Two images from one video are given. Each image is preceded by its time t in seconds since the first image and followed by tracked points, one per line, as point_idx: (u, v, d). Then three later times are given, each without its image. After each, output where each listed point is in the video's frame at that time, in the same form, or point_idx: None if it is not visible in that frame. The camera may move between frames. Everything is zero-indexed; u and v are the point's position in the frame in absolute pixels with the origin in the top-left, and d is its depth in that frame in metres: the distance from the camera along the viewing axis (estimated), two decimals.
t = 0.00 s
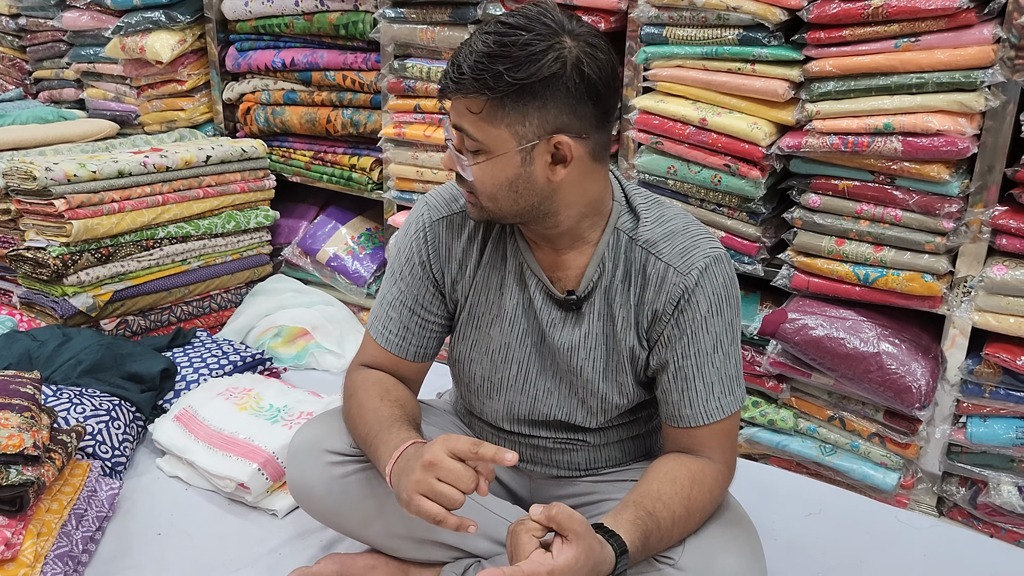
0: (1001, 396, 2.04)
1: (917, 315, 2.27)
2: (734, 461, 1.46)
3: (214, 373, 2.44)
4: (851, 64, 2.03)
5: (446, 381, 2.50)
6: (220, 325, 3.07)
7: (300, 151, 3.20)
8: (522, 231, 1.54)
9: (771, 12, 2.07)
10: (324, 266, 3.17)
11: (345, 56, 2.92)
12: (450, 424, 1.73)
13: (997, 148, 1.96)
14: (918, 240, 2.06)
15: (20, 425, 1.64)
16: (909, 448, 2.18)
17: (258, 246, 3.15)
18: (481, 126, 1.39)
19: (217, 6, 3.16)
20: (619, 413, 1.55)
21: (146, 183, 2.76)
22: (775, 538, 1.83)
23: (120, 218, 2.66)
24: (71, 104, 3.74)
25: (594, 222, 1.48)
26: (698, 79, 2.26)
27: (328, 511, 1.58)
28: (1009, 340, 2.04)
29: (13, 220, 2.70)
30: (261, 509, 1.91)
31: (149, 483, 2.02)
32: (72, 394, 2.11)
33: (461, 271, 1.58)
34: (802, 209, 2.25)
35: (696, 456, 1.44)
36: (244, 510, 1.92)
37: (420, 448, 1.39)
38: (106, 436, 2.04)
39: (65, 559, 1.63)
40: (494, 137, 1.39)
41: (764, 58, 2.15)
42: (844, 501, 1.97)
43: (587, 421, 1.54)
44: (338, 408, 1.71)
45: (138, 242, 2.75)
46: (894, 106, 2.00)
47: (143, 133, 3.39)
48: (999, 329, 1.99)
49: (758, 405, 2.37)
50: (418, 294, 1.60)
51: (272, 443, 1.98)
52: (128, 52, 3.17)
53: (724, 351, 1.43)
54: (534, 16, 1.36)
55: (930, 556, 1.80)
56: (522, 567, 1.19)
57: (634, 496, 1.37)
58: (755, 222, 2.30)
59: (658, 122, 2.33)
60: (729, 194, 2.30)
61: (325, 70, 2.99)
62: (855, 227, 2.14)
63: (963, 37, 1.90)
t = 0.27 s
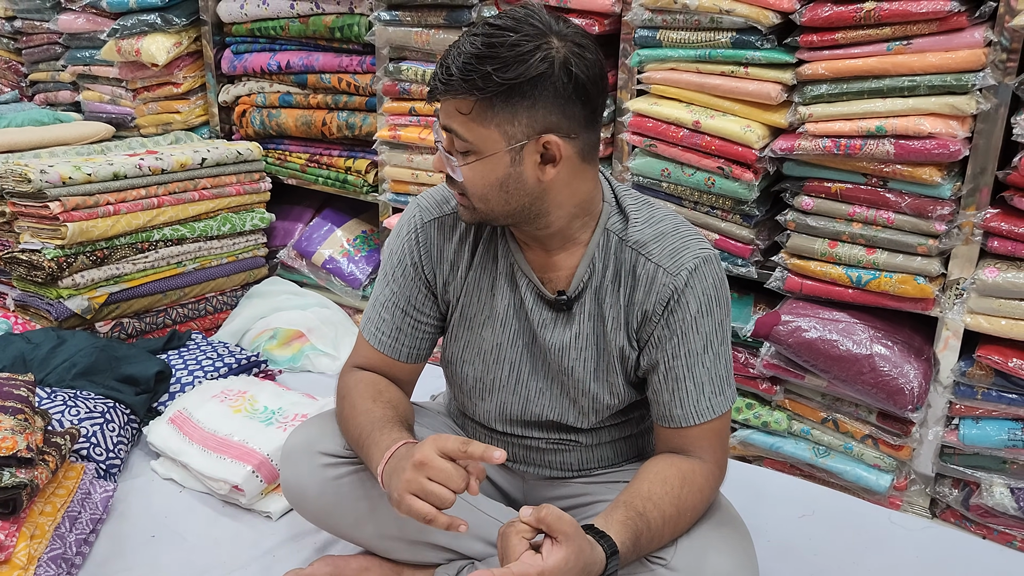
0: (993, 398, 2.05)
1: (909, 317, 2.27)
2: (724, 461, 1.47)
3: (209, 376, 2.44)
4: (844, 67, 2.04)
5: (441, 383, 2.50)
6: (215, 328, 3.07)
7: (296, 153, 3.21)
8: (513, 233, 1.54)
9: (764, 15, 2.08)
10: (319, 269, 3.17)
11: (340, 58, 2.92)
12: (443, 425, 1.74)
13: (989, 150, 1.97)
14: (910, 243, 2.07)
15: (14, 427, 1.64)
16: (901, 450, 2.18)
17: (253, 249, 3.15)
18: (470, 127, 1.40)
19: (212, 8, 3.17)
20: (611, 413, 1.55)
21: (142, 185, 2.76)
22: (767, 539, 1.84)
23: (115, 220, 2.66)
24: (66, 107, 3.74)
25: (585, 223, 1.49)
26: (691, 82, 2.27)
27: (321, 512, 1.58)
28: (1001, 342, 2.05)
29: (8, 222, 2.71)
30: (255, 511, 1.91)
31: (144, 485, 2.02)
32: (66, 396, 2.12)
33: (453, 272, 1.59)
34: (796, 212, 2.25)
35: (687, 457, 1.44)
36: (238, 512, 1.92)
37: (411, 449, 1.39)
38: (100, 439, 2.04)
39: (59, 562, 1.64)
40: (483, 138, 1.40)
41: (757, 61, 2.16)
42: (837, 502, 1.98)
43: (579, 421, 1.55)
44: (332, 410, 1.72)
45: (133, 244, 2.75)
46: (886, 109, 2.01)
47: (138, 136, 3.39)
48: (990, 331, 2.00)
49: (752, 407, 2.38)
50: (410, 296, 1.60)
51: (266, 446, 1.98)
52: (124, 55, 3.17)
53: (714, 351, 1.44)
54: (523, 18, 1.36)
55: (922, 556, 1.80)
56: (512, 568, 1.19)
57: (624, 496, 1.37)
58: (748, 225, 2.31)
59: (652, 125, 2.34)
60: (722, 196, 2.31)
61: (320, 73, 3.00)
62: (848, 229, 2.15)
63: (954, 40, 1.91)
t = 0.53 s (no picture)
0: (993, 398, 2.05)
1: (910, 317, 2.27)
2: (726, 461, 1.47)
3: (208, 375, 2.44)
4: (844, 67, 2.04)
5: (441, 383, 2.50)
6: (215, 327, 3.07)
7: (296, 153, 3.20)
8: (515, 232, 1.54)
9: (764, 15, 2.08)
10: (319, 268, 3.17)
11: (341, 58, 2.92)
12: (444, 425, 1.74)
13: (990, 150, 1.97)
14: (911, 243, 2.07)
15: (14, 427, 1.64)
16: (902, 450, 2.18)
17: (253, 248, 3.15)
18: (470, 129, 1.39)
19: (212, 8, 3.17)
20: (612, 414, 1.55)
21: (142, 185, 2.76)
22: (768, 539, 1.84)
23: (115, 220, 2.66)
24: (66, 106, 3.73)
25: (586, 223, 1.48)
26: (692, 82, 2.27)
27: (321, 512, 1.58)
28: (1001, 342, 2.05)
29: (8, 222, 2.70)
30: (256, 511, 1.91)
31: (144, 485, 2.02)
32: (66, 396, 2.11)
33: (454, 272, 1.59)
34: (796, 211, 2.25)
35: (688, 457, 1.44)
36: (239, 512, 1.92)
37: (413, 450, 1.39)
38: (100, 438, 2.04)
39: (59, 561, 1.63)
40: (484, 139, 1.40)
41: (758, 61, 2.16)
42: (838, 502, 1.98)
43: (580, 421, 1.55)
44: (332, 409, 1.72)
45: (133, 244, 2.75)
46: (887, 109, 2.01)
47: (138, 135, 3.39)
48: (991, 331, 2.00)
49: (752, 407, 2.38)
50: (411, 296, 1.60)
51: (266, 445, 1.98)
52: (124, 54, 3.17)
53: (716, 352, 1.44)
54: (523, 19, 1.36)
55: (922, 556, 1.80)
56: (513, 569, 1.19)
57: (626, 497, 1.37)
58: (749, 225, 2.31)
59: (653, 124, 2.34)
60: (723, 196, 2.31)
61: (320, 72, 2.99)
62: (849, 229, 2.15)
63: (955, 40, 1.91)
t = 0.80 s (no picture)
0: (997, 400, 2.05)
1: (913, 319, 2.27)
2: (729, 464, 1.46)
3: (211, 377, 2.43)
4: (848, 69, 2.04)
5: (444, 384, 2.50)
6: (217, 329, 3.07)
7: (298, 154, 3.20)
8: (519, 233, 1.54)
9: (767, 17, 2.08)
10: (322, 270, 3.17)
11: (343, 59, 2.92)
12: (447, 427, 1.73)
13: (993, 152, 1.97)
14: (914, 245, 2.07)
15: (17, 428, 1.64)
16: (905, 452, 2.18)
17: (255, 250, 3.15)
18: (485, 131, 1.38)
19: (215, 9, 3.17)
20: (616, 416, 1.55)
21: (145, 186, 2.76)
22: (772, 541, 1.84)
23: (118, 221, 2.66)
24: (68, 107, 3.74)
25: (591, 225, 1.48)
26: (695, 84, 2.27)
27: (324, 513, 1.58)
28: (1005, 344, 2.05)
29: (11, 223, 2.71)
30: (259, 512, 1.91)
31: (146, 486, 2.01)
32: (69, 397, 2.11)
33: (458, 273, 1.59)
34: (799, 213, 2.25)
35: (692, 459, 1.44)
36: (241, 513, 1.92)
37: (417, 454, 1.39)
38: (103, 440, 2.04)
39: (61, 563, 1.63)
40: (499, 142, 1.39)
41: (761, 63, 2.16)
42: (841, 504, 1.98)
43: (583, 423, 1.54)
44: (335, 410, 1.72)
45: (136, 245, 2.75)
46: (890, 111, 2.01)
47: (141, 136, 3.39)
48: (995, 333, 1.99)
49: (755, 409, 2.37)
50: (415, 297, 1.60)
51: (269, 447, 1.98)
52: (127, 56, 3.17)
53: (720, 354, 1.43)
54: (535, 21, 1.36)
55: (927, 559, 1.80)
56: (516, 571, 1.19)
57: (629, 499, 1.37)
58: (752, 227, 2.30)
59: (655, 126, 2.34)
60: (726, 198, 2.30)
61: (323, 74, 2.99)
62: (852, 231, 2.15)
63: (958, 42, 1.91)
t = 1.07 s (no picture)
0: (998, 400, 2.05)
1: (914, 319, 2.27)
2: (731, 464, 1.46)
3: (211, 376, 2.43)
4: (849, 69, 2.04)
5: (444, 384, 2.50)
6: (217, 328, 3.06)
7: (299, 153, 3.20)
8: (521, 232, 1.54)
9: (769, 17, 2.08)
10: (322, 269, 3.17)
11: (344, 59, 2.92)
12: (448, 427, 1.73)
13: (994, 153, 1.97)
14: (915, 245, 2.06)
15: (18, 427, 1.64)
16: (905, 452, 2.18)
17: (256, 249, 3.15)
18: (514, 131, 1.36)
19: (216, 9, 3.17)
20: (617, 416, 1.55)
21: (145, 185, 2.76)
22: (772, 541, 1.84)
23: (118, 220, 2.66)
24: (68, 107, 3.74)
25: (593, 225, 1.48)
26: (696, 84, 2.27)
27: (324, 513, 1.58)
28: (1006, 344, 2.05)
29: (11, 222, 2.70)
30: (259, 512, 1.91)
31: (147, 486, 2.01)
32: (69, 397, 2.11)
33: (460, 273, 1.58)
34: (800, 213, 2.25)
35: (693, 460, 1.44)
36: (242, 513, 1.92)
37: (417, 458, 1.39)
38: (103, 439, 2.03)
39: (62, 562, 1.63)
40: (527, 141, 1.37)
41: (762, 63, 2.16)
42: (842, 504, 1.98)
43: (585, 423, 1.54)
44: (336, 410, 1.71)
45: (136, 244, 2.75)
46: (892, 111, 2.01)
47: (141, 136, 3.39)
48: (996, 334, 1.99)
49: (755, 409, 2.37)
50: (417, 297, 1.60)
51: (270, 447, 1.98)
52: (127, 55, 3.17)
53: (722, 354, 1.43)
54: (548, 19, 1.38)
55: (927, 559, 1.80)
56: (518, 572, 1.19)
57: (631, 499, 1.37)
58: (753, 227, 2.30)
59: (656, 126, 2.34)
60: (727, 198, 2.30)
61: (323, 73, 2.99)
62: (853, 231, 2.14)
63: (959, 42, 1.91)
